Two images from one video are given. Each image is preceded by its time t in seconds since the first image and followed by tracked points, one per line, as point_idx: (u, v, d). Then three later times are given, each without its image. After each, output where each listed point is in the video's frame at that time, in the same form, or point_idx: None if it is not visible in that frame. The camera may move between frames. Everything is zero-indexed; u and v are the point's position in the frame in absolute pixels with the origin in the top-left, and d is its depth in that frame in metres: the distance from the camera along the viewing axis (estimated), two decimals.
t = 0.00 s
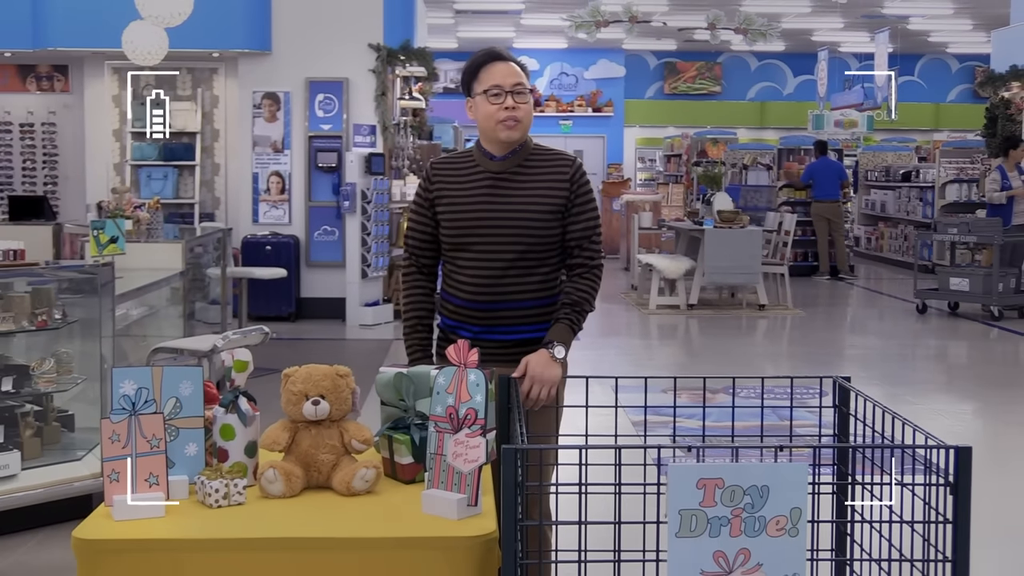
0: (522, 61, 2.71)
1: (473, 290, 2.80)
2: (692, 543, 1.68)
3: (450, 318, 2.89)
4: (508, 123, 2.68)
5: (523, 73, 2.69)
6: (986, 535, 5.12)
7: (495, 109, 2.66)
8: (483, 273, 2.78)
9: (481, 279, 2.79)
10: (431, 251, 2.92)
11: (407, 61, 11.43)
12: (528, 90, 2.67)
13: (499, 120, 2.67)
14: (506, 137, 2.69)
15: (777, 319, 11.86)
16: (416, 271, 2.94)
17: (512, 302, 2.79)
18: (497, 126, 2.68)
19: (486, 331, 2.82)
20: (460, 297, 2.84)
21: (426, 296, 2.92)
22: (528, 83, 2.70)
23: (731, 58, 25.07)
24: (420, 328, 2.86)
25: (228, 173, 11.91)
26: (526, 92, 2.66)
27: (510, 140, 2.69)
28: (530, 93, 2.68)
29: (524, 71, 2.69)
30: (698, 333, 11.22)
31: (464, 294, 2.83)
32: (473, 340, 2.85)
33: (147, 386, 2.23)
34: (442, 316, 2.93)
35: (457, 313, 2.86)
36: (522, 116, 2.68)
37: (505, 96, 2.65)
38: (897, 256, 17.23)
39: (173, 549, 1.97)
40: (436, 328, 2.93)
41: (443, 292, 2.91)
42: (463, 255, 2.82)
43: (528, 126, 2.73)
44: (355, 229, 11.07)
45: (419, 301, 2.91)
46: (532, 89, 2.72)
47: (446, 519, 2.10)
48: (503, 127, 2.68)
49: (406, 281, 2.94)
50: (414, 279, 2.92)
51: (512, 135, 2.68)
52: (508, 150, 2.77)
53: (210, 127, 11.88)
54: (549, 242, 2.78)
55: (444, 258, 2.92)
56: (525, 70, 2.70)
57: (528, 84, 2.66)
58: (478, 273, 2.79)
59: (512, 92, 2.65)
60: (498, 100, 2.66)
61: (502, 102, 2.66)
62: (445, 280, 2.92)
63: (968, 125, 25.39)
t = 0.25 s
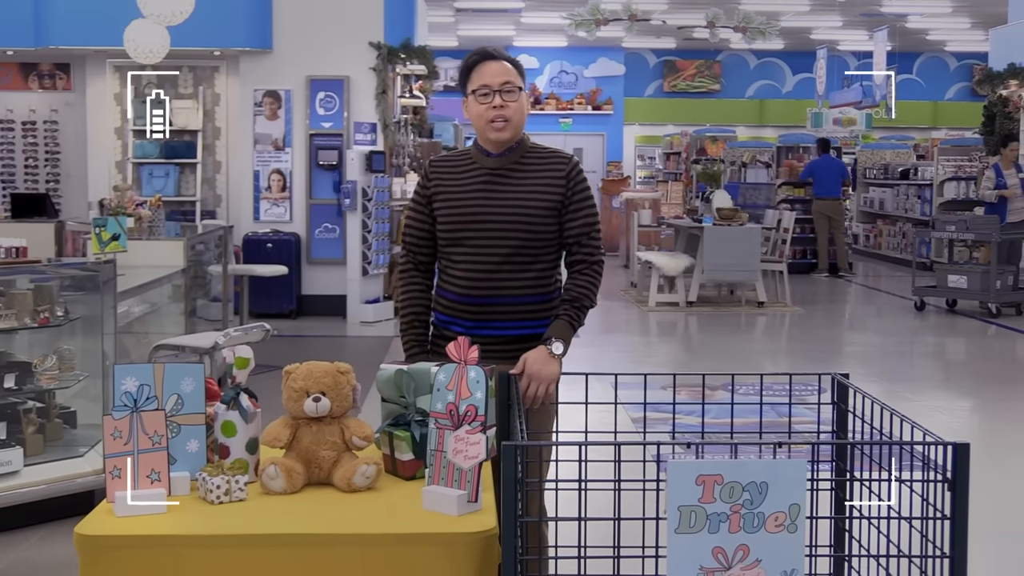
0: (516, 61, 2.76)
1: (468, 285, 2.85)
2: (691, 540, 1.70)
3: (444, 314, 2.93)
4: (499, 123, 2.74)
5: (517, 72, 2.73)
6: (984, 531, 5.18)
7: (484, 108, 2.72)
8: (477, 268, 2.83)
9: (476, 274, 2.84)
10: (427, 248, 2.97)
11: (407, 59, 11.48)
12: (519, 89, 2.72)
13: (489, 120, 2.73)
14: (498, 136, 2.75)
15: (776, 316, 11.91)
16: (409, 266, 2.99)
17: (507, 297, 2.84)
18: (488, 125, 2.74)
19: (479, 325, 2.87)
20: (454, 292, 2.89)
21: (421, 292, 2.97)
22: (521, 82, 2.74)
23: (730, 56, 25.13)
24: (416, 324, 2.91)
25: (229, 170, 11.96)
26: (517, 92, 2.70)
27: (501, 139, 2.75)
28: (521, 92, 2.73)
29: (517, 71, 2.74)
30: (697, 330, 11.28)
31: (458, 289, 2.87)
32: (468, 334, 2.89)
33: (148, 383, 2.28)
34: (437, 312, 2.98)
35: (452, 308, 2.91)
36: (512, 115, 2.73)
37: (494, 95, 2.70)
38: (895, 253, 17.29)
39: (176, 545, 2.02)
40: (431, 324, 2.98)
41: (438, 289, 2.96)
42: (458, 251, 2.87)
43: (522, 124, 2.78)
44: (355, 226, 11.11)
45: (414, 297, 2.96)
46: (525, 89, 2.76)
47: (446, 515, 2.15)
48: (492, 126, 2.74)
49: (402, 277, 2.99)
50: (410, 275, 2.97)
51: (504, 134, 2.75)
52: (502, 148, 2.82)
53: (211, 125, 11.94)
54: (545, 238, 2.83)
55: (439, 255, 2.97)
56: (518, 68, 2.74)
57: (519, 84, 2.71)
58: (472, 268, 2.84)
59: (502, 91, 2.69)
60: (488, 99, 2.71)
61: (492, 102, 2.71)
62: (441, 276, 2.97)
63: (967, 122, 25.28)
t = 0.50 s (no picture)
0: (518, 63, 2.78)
1: (466, 284, 2.88)
2: (691, 539, 1.73)
3: (441, 313, 2.95)
4: (499, 126, 2.77)
5: (517, 74, 2.76)
6: (983, 529, 5.22)
7: (484, 111, 2.75)
8: (475, 267, 2.86)
9: (473, 273, 2.86)
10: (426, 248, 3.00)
11: (408, 59, 11.50)
12: (519, 93, 2.74)
13: (489, 123, 2.77)
14: (497, 139, 2.79)
15: (776, 316, 11.94)
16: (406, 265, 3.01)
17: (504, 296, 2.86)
18: (487, 128, 2.78)
19: (475, 324, 2.89)
20: (451, 291, 2.91)
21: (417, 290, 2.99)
22: (522, 85, 2.77)
23: (730, 56, 25.16)
24: (411, 322, 2.91)
25: (230, 170, 11.99)
26: (516, 96, 2.73)
27: (501, 142, 2.79)
28: (522, 95, 2.76)
29: (518, 75, 2.76)
30: (696, 329, 11.32)
31: (455, 288, 2.90)
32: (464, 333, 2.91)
33: (150, 382, 2.30)
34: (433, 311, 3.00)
35: (448, 307, 2.93)
36: (512, 119, 2.76)
37: (494, 99, 2.73)
38: (895, 253, 17.33)
39: (178, 544, 2.05)
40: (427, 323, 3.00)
41: (435, 288, 2.98)
42: (456, 250, 2.90)
43: (522, 127, 2.81)
44: (356, 226, 11.13)
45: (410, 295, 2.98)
46: (527, 93, 2.80)
47: (447, 514, 2.18)
48: (492, 128, 2.77)
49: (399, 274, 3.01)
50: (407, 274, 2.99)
51: (503, 137, 2.78)
52: (502, 150, 2.85)
53: (212, 125, 11.97)
54: (544, 239, 2.86)
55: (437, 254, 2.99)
56: (518, 71, 2.76)
57: (518, 88, 2.73)
58: (471, 267, 2.87)
59: (502, 94, 2.73)
60: (487, 102, 2.74)
61: (492, 105, 2.74)
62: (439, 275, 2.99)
63: (965, 122, 25.33)
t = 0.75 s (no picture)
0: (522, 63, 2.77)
1: (463, 283, 2.88)
2: (692, 538, 1.73)
3: (440, 313, 2.95)
4: (494, 124, 2.77)
5: (517, 74, 2.75)
6: (983, 529, 5.22)
7: (481, 110, 2.76)
8: (473, 267, 2.86)
9: (471, 273, 2.87)
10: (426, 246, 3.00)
11: (408, 58, 11.49)
12: (516, 93, 2.74)
13: (485, 121, 2.77)
14: (492, 137, 2.79)
15: (775, 315, 11.95)
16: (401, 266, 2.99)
17: (501, 296, 2.86)
18: (483, 126, 2.78)
19: (473, 324, 2.89)
20: (449, 290, 2.92)
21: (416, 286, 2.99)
22: (521, 86, 2.76)
23: (730, 55, 25.17)
24: (410, 315, 2.88)
25: (230, 169, 11.99)
26: (513, 94, 2.73)
27: (496, 140, 2.79)
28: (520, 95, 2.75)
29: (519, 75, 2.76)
30: (696, 329, 11.32)
31: (453, 287, 2.90)
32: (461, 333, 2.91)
33: (150, 381, 2.30)
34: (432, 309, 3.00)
35: (447, 306, 2.93)
36: (508, 118, 2.76)
37: (490, 97, 2.73)
38: (895, 252, 17.33)
39: (179, 543, 2.05)
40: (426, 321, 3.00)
41: (433, 287, 2.98)
42: (455, 249, 2.90)
43: (520, 128, 2.81)
44: (356, 226, 11.11)
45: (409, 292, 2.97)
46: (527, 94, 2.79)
47: (447, 513, 2.18)
48: (487, 126, 2.77)
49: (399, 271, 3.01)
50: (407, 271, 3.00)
51: (498, 136, 2.78)
52: (502, 149, 2.85)
53: (212, 124, 11.98)
54: (543, 238, 2.86)
55: (435, 253, 3.00)
56: (518, 70, 2.76)
57: (515, 88, 2.73)
58: (469, 266, 2.87)
59: (499, 92, 2.73)
60: (484, 101, 2.75)
61: (488, 103, 2.75)
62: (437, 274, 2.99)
63: (965, 122, 25.36)
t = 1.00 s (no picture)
0: (522, 66, 2.79)
1: (463, 283, 2.88)
2: (692, 537, 1.73)
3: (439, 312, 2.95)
4: (481, 123, 2.79)
5: (513, 78, 2.76)
6: (982, 528, 5.21)
7: (469, 106, 2.79)
8: (471, 266, 2.86)
9: (469, 272, 2.87)
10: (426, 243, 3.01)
11: (409, 58, 11.54)
12: (505, 93, 2.75)
13: (473, 118, 2.80)
14: (478, 136, 2.81)
15: (776, 314, 11.95)
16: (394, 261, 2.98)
17: (501, 295, 2.86)
18: (472, 123, 2.81)
19: (473, 323, 2.89)
20: (448, 287, 2.92)
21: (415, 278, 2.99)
22: (515, 88, 2.77)
23: (730, 55, 25.19)
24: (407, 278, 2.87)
25: (230, 169, 12.00)
26: (501, 93, 2.75)
27: (482, 139, 2.80)
28: (511, 96, 2.76)
29: (515, 76, 2.77)
30: (697, 328, 11.32)
31: (453, 286, 2.90)
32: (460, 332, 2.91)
33: (151, 381, 2.30)
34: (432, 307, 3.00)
35: (447, 306, 2.93)
36: (493, 118, 2.76)
37: (478, 94, 2.76)
38: (895, 252, 17.33)
39: (179, 542, 2.05)
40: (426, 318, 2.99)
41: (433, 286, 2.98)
42: (454, 247, 2.90)
43: (510, 130, 2.80)
44: (356, 226, 11.12)
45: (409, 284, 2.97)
46: (521, 97, 2.79)
47: (447, 513, 2.18)
48: (474, 124, 2.80)
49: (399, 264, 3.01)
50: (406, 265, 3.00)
51: (482, 135, 2.79)
52: (498, 151, 2.86)
53: (213, 124, 11.99)
54: (542, 238, 2.85)
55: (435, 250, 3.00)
56: (515, 76, 2.77)
57: (504, 87, 2.75)
58: (468, 265, 2.87)
59: (486, 91, 2.75)
60: (474, 98, 2.78)
61: (476, 100, 2.77)
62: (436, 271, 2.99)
63: (965, 121, 25.37)
